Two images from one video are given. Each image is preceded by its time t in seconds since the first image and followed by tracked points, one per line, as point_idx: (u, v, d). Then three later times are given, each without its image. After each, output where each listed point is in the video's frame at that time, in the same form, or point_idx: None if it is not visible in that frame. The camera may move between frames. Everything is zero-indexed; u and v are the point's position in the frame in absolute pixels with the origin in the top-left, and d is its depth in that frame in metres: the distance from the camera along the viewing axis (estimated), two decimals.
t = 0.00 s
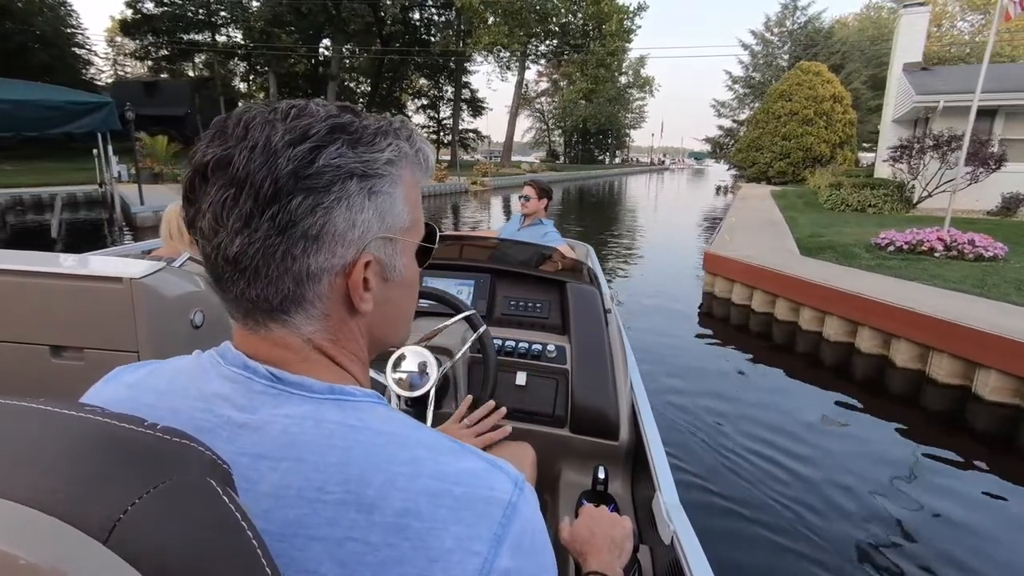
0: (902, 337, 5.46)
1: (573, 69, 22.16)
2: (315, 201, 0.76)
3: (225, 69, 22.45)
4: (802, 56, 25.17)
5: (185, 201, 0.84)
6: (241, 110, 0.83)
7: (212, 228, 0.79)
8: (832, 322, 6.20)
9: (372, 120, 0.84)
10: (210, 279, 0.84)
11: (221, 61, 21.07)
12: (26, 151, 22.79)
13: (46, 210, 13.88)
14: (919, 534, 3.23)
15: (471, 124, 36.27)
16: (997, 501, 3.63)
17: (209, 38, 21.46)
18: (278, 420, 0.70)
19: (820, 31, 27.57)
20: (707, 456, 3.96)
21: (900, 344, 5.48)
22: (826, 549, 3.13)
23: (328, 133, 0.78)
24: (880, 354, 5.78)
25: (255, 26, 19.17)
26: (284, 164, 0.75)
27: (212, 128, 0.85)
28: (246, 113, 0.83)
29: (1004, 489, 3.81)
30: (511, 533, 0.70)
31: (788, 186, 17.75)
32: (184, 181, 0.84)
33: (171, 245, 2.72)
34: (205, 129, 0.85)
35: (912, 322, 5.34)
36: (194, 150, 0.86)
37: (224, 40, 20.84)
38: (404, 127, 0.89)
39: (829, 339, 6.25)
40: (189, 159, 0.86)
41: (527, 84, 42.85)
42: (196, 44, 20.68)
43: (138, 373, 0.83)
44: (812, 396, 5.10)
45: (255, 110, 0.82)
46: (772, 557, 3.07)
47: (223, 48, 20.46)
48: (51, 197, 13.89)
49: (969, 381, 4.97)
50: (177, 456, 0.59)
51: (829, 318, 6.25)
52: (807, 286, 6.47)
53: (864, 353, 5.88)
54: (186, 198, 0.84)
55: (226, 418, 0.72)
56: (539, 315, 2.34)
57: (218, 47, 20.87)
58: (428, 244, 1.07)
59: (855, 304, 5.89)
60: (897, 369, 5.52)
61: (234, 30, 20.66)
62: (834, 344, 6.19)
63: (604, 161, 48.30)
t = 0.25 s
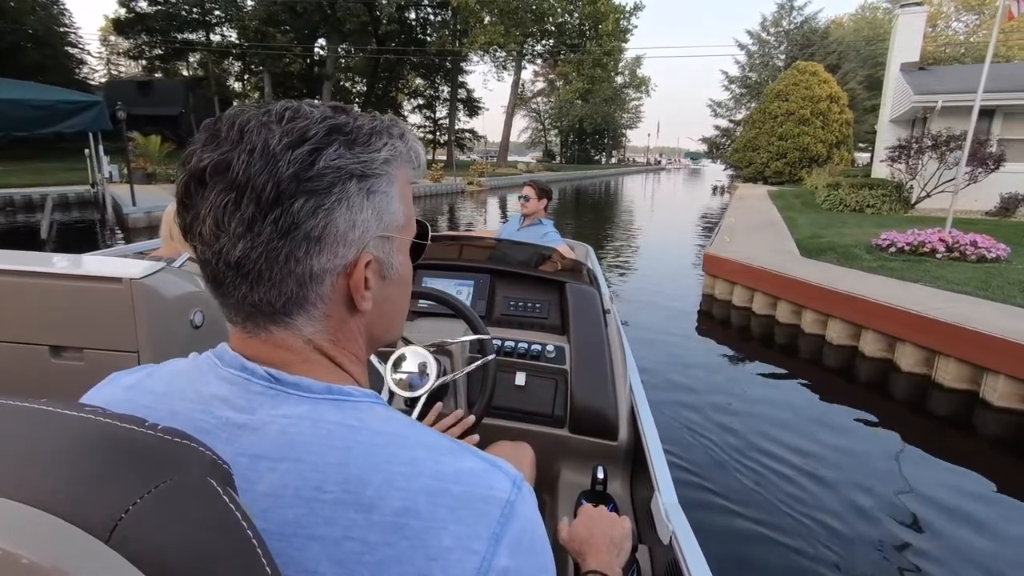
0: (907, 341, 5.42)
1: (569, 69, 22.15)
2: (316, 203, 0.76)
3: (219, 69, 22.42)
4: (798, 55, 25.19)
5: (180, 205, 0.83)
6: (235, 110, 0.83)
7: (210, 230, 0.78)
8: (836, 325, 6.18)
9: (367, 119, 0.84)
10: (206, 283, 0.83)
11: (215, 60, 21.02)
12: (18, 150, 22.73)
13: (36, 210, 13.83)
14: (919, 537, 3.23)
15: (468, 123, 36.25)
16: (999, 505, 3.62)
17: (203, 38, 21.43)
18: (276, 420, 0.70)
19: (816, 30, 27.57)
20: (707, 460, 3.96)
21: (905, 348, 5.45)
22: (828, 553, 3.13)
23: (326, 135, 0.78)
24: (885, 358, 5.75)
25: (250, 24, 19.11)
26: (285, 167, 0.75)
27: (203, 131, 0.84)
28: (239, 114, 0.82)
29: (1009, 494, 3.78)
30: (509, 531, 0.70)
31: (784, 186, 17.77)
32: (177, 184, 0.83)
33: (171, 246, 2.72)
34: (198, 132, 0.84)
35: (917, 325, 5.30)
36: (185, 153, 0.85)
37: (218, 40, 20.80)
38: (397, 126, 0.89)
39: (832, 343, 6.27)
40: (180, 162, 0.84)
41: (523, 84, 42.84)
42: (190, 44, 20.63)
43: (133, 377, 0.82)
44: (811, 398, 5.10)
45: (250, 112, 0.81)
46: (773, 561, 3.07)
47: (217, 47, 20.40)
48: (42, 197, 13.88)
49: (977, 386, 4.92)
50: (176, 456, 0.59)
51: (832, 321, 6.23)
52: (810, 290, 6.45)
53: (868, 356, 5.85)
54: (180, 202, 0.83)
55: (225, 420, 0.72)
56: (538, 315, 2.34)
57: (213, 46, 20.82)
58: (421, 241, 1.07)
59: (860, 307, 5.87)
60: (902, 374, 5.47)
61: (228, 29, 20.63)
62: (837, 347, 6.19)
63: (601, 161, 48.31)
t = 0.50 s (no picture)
0: (912, 345, 5.36)
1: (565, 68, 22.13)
2: (323, 204, 0.76)
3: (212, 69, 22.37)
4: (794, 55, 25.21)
5: (180, 206, 0.82)
6: (234, 111, 0.82)
7: (214, 233, 0.77)
8: (838, 328, 6.14)
9: (367, 121, 0.84)
10: (208, 284, 0.82)
11: (208, 60, 20.96)
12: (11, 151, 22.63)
13: (26, 211, 13.77)
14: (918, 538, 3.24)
15: (464, 123, 36.21)
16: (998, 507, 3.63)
17: (196, 38, 21.36)
18: (274, 421, 0.70)
19: (812, 30, 27.58)
20: (706, 462, 3.96)
21: (909, 352, 5.40)
22: (827, 555, 3.13)
23: (330, 137, 0.78)
24: (889, 362, 5.70)
25: (244, 23, 19.06)
26: (292, 168, 0.75)
27: (201, 131, 0.82)
28: (241, 115, 0.81)
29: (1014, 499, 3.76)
30: (506, 530, 0.70)
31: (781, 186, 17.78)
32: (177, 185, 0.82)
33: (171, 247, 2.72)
34: (195, 132, 0.83)
35: (922, 329, 5.25)
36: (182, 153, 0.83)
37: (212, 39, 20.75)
38: (396, 127, 0.89)
39: (834, 346, 6.22)
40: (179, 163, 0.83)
41: (519, 84, 42.82)
42: (183, 44, 20.58)
43: (131, 379, 0.82)
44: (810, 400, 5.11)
45: (251, 112, 0.80)
46: (773, 562, 3.08)
47: (211, 46, 20.35)
48: (33, 198, 13.84)
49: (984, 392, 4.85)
50: (173, 459, 0.59)
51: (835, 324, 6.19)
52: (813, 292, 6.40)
53: (872, 360, 5.81)
54: (180, 203, 0.81)
55: (223, 420, 0.72)
56: (536, 315, 2.35)
57: (206, 45, 20.78)
58: (415, 241, 1.08)
59: (862, 309, 5.83)
60: (907, 379, 5.42)
61: (222, 29, 20.60)
62: (840, 351, 6.15)
63: (597, 161, 48.29)
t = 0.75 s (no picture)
0: (918, 350, 5.35)
1: (561, 68, 22.13)
2: (327, 210, 0.76)
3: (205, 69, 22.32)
4: (789, 55, 25.25)
5: (181, 213, 0.81)
6: (235, 117, 0.82)
7: (216, 239, 0.77)
8: (842, 332, 6.13)
9: (367, 125, 0.84)
10: (209, 291, 0.82)
11: (202, 59, 20.90)
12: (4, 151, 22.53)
13: (18, 212, 13.71)
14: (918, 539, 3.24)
15: (460, 123, 36.17)
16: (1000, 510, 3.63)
17: (189, 38, 21.30)
18: (275, 422, 0.70)
19: (807, 30, 27.63)
20: (706, 463, 3.95)
21: (915, 356, 5.39)
22: (828, 556, 3.13)
23: (332, 143, 0.78)
24: (893, 366, 5.69)
25: (238, 23, 19.05)
26: (294, 174, 0.75)
27: (201, 138, 0.82)
28: (241, 122, 0.81)
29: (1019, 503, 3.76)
30: (505, 530, 0.70)
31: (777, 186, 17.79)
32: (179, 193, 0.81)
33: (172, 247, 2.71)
34: (196, 137, 0.83)
35: (929, 333, 5.24)
36: (183, 159, 0.83)
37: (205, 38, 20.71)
38: (394, 132, 0.89)
39: (838, 350, 6.20)
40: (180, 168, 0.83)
41: (515, 85, 42.80)
42: (176, 44, 20.53)
43: (132, 384, 0.82)
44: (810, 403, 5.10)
45: (252, 120, 0.80)
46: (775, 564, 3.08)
47: (205, 46, 20.32)
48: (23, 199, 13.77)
49: (992, 396, 4.85)
50: (175, 461, 0.59)
51: (838, 328, 6.18)
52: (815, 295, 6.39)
53: (877, 364, 5.80)
54: (181, 209, 0.81)
55: (224, 423, 0.71)
56: (536, 316, 2.34)
57: (200, 44, 20.77)
58: (413, 242, 1.08)
59: (865, 313, 5.83)
60: (913, 384, 5.41)
61: (217, 29, 20.56)
62: (843, 355, 6.14)
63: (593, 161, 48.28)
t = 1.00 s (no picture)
0: (925, 354, 5.35)
1: (558, 68, 22.15)
2: (333, 210, 0.76)
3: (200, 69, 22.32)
4: (786, 55, 25.29)
5: (186, 214, 0.81)
6: (239, 117, 0.82)
7: (223, 240, 0.77)
8: (846, 335, 6.13)
9: (370, 125, 0.84)
10: (214, 291, 0.82)
11: (196, 59, 20.90)
12: None
13: (10, 212, 13.68)
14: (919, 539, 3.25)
15: (456, 123, 36.16)
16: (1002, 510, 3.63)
17: (184, 37, 21.30)
18: (280, 423, 0.70)
19: (803, 30, 27.68)
20: (708, 463, 3.95)
21: (921, 360, 5.39)
22: (831, 556, 3.13)
23: (338, 143, 0.78)
24: (899, 370, 5.69)
25: (233, 22, 19.05)
26: (300, 175, 0.75)
27: (206, 139, 0.82)
28: (246, 121, 0.80)
29: None
30: (509, 530, 0.70)
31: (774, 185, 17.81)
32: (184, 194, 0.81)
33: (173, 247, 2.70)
34: (200, 138, 0.83)
35: (935, 337, 5.24)
36: (188, 160, 0.83)
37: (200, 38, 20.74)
38: (398, 132, 0.89)
39: (841, 353, 6.21)
40: (185, 170, 0.83)
41: (512, 85, 42.82)
42: (170, 43, 20.54)
43: (137, 384, 0.82)
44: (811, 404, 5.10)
45: (257, 120, 0.80)
46: (777, 564, 3.08)
47: (200, 45, 20.34)
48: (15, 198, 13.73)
49: (999, 402, 4.85)
50: (180, 462, 0.58)
51: (842, 331, 6.18)
52: (819, 297, 6.39)
53: (882, 368, 5.79)
54: (186, 210, 0.81)
55: (229, 423, 0.72)
56: (537, 316, 2.34)
57: (195, 44, 20.77)
58: (415, 243, 1.08)
59: (869, 316, 5.83)
60: (919, 388, 5.41)
61: (212, 28, 20.61)
62: (847, 358, 6.14)
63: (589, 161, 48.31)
